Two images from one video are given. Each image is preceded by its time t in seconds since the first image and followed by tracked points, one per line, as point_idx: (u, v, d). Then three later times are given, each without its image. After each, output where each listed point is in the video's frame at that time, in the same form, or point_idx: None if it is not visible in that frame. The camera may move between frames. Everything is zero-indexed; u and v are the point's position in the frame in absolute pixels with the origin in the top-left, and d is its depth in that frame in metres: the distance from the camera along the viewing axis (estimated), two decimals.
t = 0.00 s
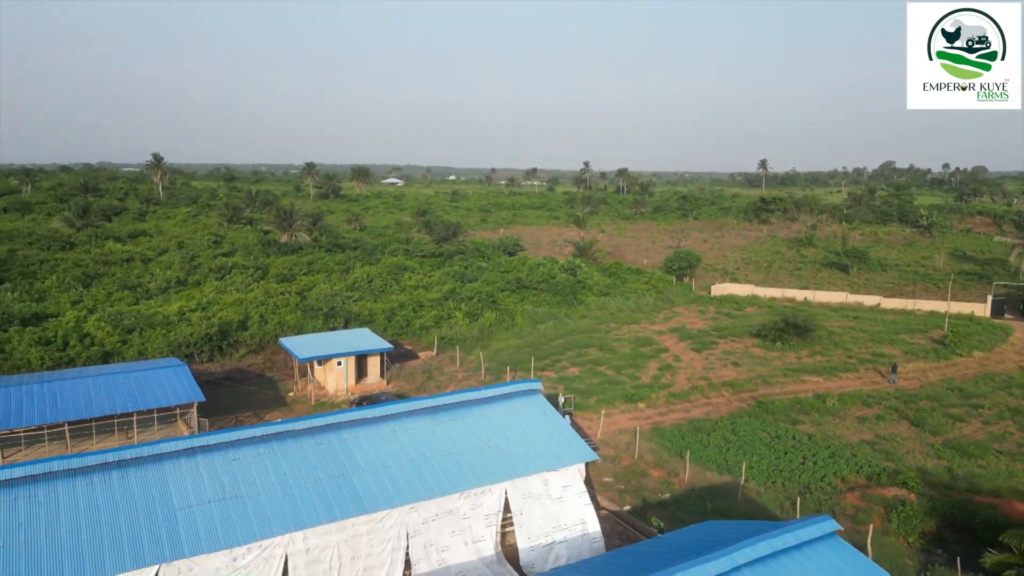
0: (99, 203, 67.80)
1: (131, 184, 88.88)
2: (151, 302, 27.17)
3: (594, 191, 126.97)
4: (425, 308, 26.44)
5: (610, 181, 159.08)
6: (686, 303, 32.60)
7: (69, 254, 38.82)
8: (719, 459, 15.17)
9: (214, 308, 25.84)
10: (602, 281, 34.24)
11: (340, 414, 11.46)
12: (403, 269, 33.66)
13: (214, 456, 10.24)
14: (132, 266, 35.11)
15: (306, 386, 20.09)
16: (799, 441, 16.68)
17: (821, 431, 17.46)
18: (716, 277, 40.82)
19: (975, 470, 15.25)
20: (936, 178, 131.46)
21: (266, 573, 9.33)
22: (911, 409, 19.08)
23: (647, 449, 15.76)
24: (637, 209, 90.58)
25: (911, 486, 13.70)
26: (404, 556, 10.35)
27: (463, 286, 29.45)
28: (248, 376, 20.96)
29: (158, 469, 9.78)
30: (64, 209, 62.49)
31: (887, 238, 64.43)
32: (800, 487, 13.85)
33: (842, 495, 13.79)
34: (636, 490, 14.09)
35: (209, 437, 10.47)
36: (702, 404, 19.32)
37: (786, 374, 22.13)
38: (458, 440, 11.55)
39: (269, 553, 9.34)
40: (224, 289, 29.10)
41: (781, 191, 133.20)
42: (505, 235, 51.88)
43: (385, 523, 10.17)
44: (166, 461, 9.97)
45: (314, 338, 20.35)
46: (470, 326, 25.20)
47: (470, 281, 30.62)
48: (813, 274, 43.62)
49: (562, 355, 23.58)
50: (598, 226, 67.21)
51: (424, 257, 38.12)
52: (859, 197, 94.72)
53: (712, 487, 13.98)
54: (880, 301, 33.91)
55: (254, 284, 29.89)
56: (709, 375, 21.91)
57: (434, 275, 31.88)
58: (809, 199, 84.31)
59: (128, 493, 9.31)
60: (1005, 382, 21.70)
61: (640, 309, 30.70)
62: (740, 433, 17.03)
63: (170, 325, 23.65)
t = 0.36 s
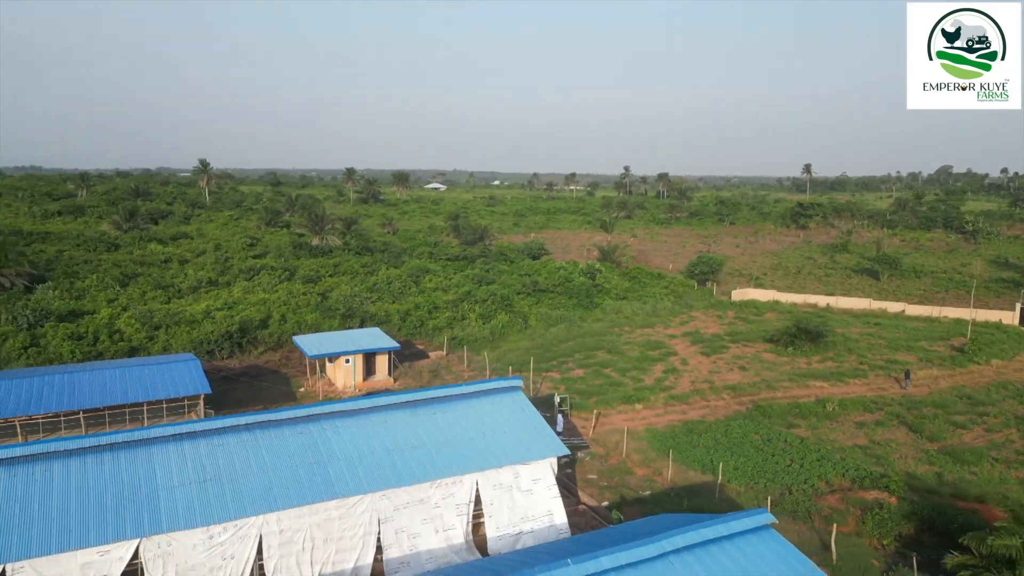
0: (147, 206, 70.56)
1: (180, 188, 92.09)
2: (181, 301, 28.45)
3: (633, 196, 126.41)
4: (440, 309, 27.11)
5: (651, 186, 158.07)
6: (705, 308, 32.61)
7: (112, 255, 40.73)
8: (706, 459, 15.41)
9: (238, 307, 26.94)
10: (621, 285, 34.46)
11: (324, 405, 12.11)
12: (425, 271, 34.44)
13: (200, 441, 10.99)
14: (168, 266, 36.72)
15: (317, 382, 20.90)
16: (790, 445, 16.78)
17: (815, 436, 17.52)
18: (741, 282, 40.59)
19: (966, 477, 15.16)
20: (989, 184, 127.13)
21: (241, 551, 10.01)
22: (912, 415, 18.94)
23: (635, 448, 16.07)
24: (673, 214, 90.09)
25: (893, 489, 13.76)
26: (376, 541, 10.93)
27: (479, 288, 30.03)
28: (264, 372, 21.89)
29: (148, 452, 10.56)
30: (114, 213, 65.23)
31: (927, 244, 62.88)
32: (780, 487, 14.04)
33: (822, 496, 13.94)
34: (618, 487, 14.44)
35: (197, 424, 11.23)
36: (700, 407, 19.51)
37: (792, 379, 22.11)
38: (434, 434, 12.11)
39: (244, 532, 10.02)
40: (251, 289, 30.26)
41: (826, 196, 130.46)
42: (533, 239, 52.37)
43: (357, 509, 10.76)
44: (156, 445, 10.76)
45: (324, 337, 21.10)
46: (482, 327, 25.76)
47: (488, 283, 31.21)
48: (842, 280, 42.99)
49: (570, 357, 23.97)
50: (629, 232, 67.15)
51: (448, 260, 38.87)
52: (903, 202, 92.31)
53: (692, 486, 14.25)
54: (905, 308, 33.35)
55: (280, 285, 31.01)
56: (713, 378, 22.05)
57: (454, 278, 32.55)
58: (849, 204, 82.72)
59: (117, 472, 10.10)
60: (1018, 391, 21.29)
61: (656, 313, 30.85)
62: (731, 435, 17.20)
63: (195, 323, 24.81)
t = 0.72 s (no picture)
0: (189, 209, 72.89)
1: (222, 191, 94.71)
2: (208, 299, 29.58)
3: (670, 200, 125.53)
4: (454, 309, 27.67)
5: (690, 190, 156.61)
6: (722, 311, 32.56)
7: (150, 255, 42.36)
8: (693, 458, 15.64)
9: (260, 305, 27.91)
10: (639, 288, 34.60)
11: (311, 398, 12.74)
12: (445, 273, 35.09)
13: (192, 429, 11.70)
14: (201, 266, 38.12)
15: (327, 378, 21.66)
16: (783, 447, 16.86)
17: (810, 438, 17.56)
18: (764, 285, 40.29)
19: (956, 482, 15.06)
20: None
21: (224, 533, 10.66)
22: (914, 420, 18.79)
23: (625, 447, 16.37)
24: (706, 217, 89.35)
25: (875, 492, 13.87)
26: (355, 527, 11.48)
27: (495, 289, 30.51)
28: (279, 368, 22.72)
29: (141, 438, 11.30)
30: (157, 215, 67.54)
31: (967, 249, 61.21)
32: (762, 488, 14.22)
33: (803, 497, 14.09)
34: (602, 484, 14.75)
35: (191, 413, 11.95)
36: (700, 408, 19.66)
37: (798, 383, 22.07)
38: (415, 427, 12.64)
39: (227, 515, 10.67)
40: (274, 289, 31.27)
41: (869, 199, 127.60)
42: (560, 242, 52.67)
43: (335, 497, 11.32)
44: (150, 431, 11.50)
45: (336, 335, 21.78)
46: (494, 327, 26.25)
47: (504, 285, 31.68)
48: (870, 285, 42.29)
49: (577, 357, 24.29)
50: (660, 235, 66.89)
51: (471, 261, 39.47)
52: (947, 206, 89.87)
53: (675, 485, 14.50)
54: (928, 314, 32.76)
55: (303, 285, 31.98)
56: (717, 380, 22.15)
57: (472, 279, 33.11)
58: (889, 208, 80.95)
59: (112, 456, 10.84)
60: None
61: (671, 316, 30.94)
62: (725, 437, 17.36)
63: (217, 320, 25.84)
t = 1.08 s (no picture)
0: (233, 212, 75.22)
1: (267, 195, 97.30)
2: (236, 299, 30.81)
3: (710, 203, 124.22)
4: (470, 311, 28.29)
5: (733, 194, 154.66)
6: (741, 315, 32.47)
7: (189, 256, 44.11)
8: (681, 459, 15.89)
9: (284, 305, 28.97)
10: (658, 292, 34.71)
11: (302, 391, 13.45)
12: (468, 275, 35.77)
13: (188, 418, 12.50)
14: (235, 267, 39.57)
15: (341, 375, 22.46)
16: (776, 450, 16.97)
17: (805, 442, 17.62)
18: (790, 290, 39.92)
19: (946, 488, 15.00)
20: None
21: (211, 515, 11.38)
22: (916, 426, 18.66)
23: (616, 445, 16.68)
24: (744, 221, 88.37)
25: (858, 495, 13.93)
26: (337, 513, 12.10)
27: (513, 291, 31.04)
28: (296, 365, 23.63)
29: (140, 425, 12.13)
30: (202, 218, 69.91)
31: (1014, 255, 59.33)
32: (745, 490, 14.41)
33: (785, 498, 14.26)
34: (589, 481, 15.12)
35: (188, 403, 12.76)
36: (700, 410, 19.85)
37: (804, 387, 22.04)
38: (398, 421, 13.22)
39: (214, 498, 11.39)
40: (300, 289, 32.36)
41: (918, 203, 124.11)
42: (588, 246, 52.91)
43: (317, 484, 11.96)
44: (148, 420, 12.32)
45: (350, 334, 22.56)
46: (507, 329, 26.77)
47: (523, 287, 32.18)
48: (902, 291, 41.48)
49: (587, 359, 24.63)
50: (693, 240, 66.49)
51: (495, 264, 40.05)
52: (998, 211, 86.99)
53: (659, 484, 14.79)
54: (956, 320, 32.11)
55: (328, 285, 32.99)
56: (723, 383, 22.27)
57: (492, 281, 33.72)
58: (933, 212, 78.89)
59: (110, 441, 11.68)
60: None
61: (688, 320, 31.01)
62: (719, 438, 17.53)
63: (242, 318, 26.93)
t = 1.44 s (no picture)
0: (272, 215, 77.23)
1: (307, 199, 99.52)
2: (261, 299, 31.91)
3: (749, 207, 122.57)
4: (484, 313, 28.81)
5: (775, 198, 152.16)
6: (759, 320, 32.29)
7: (224, 258, 45.63)
8: (668, 459, 16.12)
9: (305, 305, 29.91)
10: (677, 296, 34.73)
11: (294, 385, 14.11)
12: (488, 278, 36.32)
13: (185, 409, 13.26)
14: (265, 269, 40.82)
15: (351, 374, 23.19)
16: (767, 452, 17.05)
17: (799, 445, 17.66)
18: (815, 296, 39.46)
19: (934, 494, 14.95)
20: None
21: (200, 499, 12.11)
22: (916, 433, 18.52)
23: (605, 444, 16.99)
24: (781, 226, 87.07)
25: (838, 497, 14.03)
26: (320, 502, 12.73)
27: (529, 294, 31.47)
28: (311, 363, 24.47)
29: (139, 415, 12.93)
30: (242, 221, 71.96)
31: None
32: (725, 490, 14.60)
33: (765, 499, 14.43)
34: (575, 479, 15.46)
35: (186, 395, 13.53)
36: (699, 413, 19.99)
37: (810, 392, 21.96)
38: (384, 415, 13.78)
39: (203, 484, 12.10)
40: (323, 290, 33.32)
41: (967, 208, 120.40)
42: (615, 251, 52.99)
43: (302, 473, 12.58)
44: (147, 409, 13.13)
45: (360, 333, 23.28)
46: (518, 331, 27.21)
47: (539, 290, 32.58)
48: (933, 298, 40.60)
49: (594, 361, 24.92)
50: (724, 245, 65.91)
51: (517, 267, 40.51)
52: None
53: (643, 483, 15.06)
54: (982, 327, 31.41)
55: (351, 287, 33.87)
56: (727, 387, 22.33)
57: (510, 284, 34.20)
58: (979, 218, 76.58)
59: (110, 428, 12.51)
60: None
61: (704, 324, 31.00)
62: (712, 440, 17.68)
63: (263, 318, 27.95)
